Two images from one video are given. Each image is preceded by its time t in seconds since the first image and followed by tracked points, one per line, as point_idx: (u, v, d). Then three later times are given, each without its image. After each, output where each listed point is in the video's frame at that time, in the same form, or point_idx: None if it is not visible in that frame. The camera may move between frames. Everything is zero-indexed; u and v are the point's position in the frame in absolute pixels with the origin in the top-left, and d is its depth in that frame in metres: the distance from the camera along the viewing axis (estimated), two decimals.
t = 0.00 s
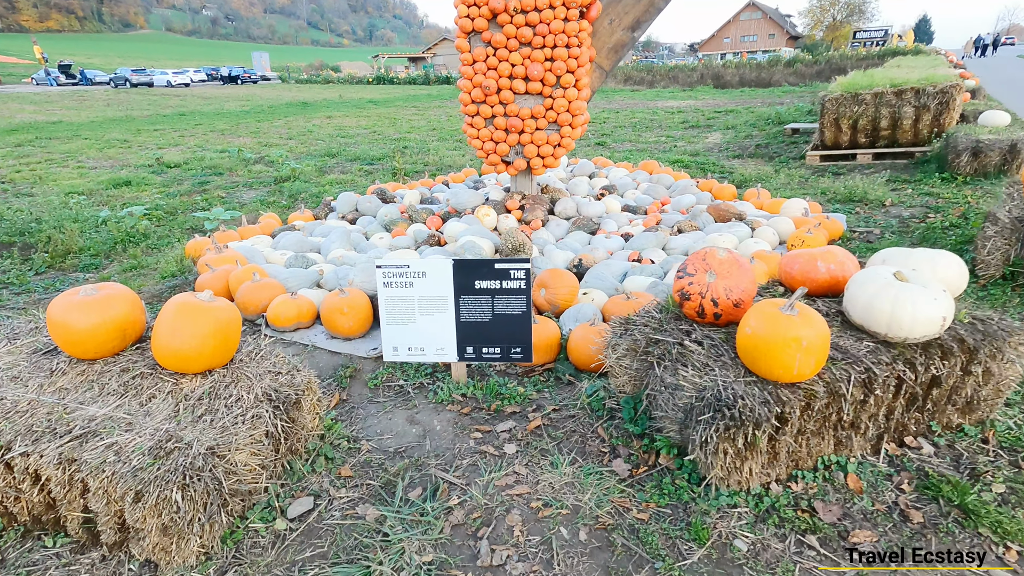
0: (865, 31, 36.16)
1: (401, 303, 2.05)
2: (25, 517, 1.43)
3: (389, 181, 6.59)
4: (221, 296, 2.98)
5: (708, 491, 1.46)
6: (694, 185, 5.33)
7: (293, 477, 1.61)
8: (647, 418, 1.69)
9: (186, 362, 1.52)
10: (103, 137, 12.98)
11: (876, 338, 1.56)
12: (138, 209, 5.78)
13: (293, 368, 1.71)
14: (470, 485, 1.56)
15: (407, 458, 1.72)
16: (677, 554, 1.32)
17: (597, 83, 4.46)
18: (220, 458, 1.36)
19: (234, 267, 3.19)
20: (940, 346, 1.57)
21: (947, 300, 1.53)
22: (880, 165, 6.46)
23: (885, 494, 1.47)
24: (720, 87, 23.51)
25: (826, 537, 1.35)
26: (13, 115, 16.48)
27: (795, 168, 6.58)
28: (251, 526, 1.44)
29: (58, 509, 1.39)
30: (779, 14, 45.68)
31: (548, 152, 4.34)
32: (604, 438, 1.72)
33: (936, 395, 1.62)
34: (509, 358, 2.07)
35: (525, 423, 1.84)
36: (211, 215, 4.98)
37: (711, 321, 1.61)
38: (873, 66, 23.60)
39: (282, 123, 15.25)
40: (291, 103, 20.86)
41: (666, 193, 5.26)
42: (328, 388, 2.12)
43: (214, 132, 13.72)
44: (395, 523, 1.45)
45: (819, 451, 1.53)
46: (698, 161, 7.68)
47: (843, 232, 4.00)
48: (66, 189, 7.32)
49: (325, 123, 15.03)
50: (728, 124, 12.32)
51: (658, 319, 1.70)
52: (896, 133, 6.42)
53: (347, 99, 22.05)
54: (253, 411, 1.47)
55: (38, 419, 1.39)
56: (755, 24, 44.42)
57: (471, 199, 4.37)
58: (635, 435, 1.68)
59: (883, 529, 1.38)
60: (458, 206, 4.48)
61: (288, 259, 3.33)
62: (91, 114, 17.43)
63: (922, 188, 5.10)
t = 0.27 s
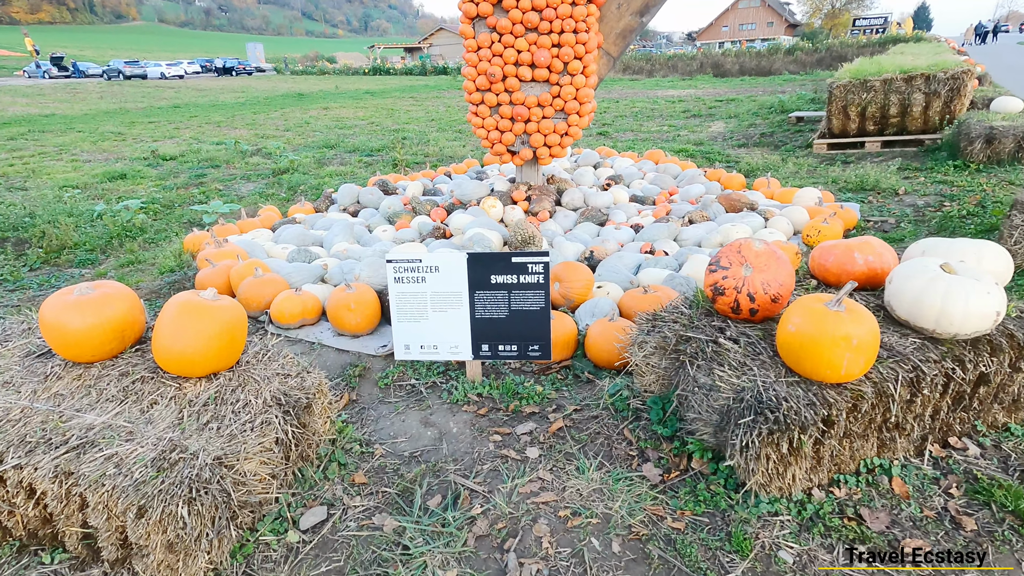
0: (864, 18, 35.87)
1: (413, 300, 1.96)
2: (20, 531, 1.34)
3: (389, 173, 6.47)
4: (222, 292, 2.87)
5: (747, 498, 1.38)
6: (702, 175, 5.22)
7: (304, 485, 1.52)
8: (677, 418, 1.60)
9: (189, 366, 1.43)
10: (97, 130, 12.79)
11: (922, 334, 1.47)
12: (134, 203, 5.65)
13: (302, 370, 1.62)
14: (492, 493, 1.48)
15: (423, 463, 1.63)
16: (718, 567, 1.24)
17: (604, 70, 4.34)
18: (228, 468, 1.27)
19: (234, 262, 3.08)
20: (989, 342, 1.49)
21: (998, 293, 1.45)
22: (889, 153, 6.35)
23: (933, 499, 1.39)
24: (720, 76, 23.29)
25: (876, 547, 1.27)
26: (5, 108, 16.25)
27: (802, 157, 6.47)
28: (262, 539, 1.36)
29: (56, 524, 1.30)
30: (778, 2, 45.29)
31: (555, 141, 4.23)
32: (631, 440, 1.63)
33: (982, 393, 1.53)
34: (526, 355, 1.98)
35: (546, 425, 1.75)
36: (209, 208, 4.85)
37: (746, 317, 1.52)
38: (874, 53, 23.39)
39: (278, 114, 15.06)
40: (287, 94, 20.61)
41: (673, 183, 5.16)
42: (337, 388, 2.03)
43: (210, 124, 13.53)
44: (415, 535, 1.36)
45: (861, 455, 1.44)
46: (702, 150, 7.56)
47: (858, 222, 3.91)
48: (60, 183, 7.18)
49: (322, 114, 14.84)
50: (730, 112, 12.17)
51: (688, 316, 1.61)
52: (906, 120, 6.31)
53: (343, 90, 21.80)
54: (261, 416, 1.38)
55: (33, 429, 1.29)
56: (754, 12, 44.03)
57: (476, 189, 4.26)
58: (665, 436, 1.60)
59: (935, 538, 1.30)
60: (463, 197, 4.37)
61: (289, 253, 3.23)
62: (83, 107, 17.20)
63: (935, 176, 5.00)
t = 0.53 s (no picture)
0: (865, 13, 35.70)
1: (420, 295, 1.87)
2: (6, 541, 1.26)
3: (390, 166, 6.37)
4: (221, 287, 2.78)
5: (778, 504, 1.30)
6: (709, 168, 5.13)
7: (308, 490, 1.44)
8: (699, 419, 1.53)
9: (185, 364, 1.34)
10: (93, 122, 12.64)
11: (962, 331, 1.40)
12: (130, 195, 5.54)
13: (305, 368, 1.54)
14: (507, 499, 1.40)
15: (433, 466, 1.55)
16: None
17: (611, 60, 4.24)
18: (228, 473, 1.19)
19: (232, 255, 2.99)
20: None
21: None
22: (896, 147, 6.27)
23: (972, 506, 1.31)
24: (721, 70, 23.14)
25: (916, 558, 1.20)
26: None
27: (808, 150, 6.38)
28: (264, 548, 1.28)
29: (44, 533, 1.22)
30: None
31: (561, 133, 4.14)
32: (650, 442, 1.55)
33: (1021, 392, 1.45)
34: (538, 353, 1.89)
35: (561, 425, 1.67)
36: (207, 201, 4.76)
37: (774, 313, 1.44)
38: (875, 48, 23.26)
39: (276, 108, 14.91)
40: (285, 88, 20.43)
41: (679, 176, 5.07)
42: (341, 386, 1.95)
43: (207, 117, 13.38)
44: (426, 544, 1.29)
45: (897, 458, 1.37)
46: (707, 144, 7.46)
47: (869, 216, 3.82)
48: (55, 175, 7.06)
49: (320, 108, 14.70)
50: (732, 106, 12.06)
51: (712, 312, 1.53)
52: (914, 113, 6.22)
53: (341, 84, 21.61)
54: (263, 418, 1.30)
55: (19, 433, 1.21)
56: (754, 6, 43.78)
57: (479, 182, 4.16)
58: (687, 438, 1.52)
59: (978, 547, 1.22)
60: (466, 190, 4.27)
61: (290, 246, 3.14)
62: (79, 100, 17.02)
63: (945, 169, 4.92)
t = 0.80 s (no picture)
0: (868, 10, 35.50)
1: (422, 291, 1.78)
2: None
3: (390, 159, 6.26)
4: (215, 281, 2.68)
5: (805, 518, 1.21)
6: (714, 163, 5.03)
7: (301, 499, 1.35)
8: (718, 425, 1.44)
9: (171, 364, 1.24)
10: (89, 114, 12.49)
11: (1002, 334, 1.31)
12: (125, 187, 5.43)
13: (299, 369, 1.44)
14: (514, 510, 1.31)
15: (434, 473, 1.46)
16: None
17: (617, 52, 4.16)
18: (213, 484, 1.10)
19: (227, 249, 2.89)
20: None
21: None
22: (904, 143, 6.17)
23: (1014, 521, 1.22)
24: (722, 66, 22.98)
25: None
26: None
27: (815, 147, 6.29)
28: (253, 564, 1.19)
29: (15, 547, 1.12)
30: None
31: (565, 126, 4.04)
32: (665, 449, 1.47)
33: None
34: (545, 353, 1.80)
35: (570, 430, 1.58)
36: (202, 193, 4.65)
37: (801, 313, 1.35)
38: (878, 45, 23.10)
39: (275, 101, 14.77)
40: (284, 81, 20.26)
41: (685, 171, 4.97)
42: (338, 387, 1.86)
43: (205, 110, 13.24)
44: (428, 560, 1.20)
45: (932, 470, 1.28)
46: (711, 139, 7.36)
47: (880, 213, 3.73)
48: (49, 167, 6.95)
49: (320, 101, 14.56)
50: (735, 102, 11.95)
51: (733, 312, 1.43)
52: (922, 109, 6.12)
53: (341, 78, 21.45)
54: (253, 424, 1.21)
55: None
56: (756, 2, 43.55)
57: (482, 176, 4.06)
58: (705, 446, 1.43)
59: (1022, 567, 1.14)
60: (468, 184, 4.18)
61: (286, 240, 3.04)
62: (76, 92, 16.85)
63: (955, 166, 4.82)
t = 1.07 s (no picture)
0: (871, 8, 35.28)
1: (418, 289, 1.66)
2: None
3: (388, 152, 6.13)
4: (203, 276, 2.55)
5: (838, 546, 1.10)
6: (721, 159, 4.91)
7: (283, 516, 1.24)
8: (738, 438, 1.32)
9: (137, 369, 1.13)
10: (84, 104, 12.32)
11: None
12: (116, 178, 5.29)
13: (283, 373, 1.33)
14: (516, 532, 1.20)
15: (429, 487, 1.35)
16: None
17: (623, 42, 4.05)
18: (182, 504, 0.99)
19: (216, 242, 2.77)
20: None
21: None
22: (913, 141, 6.04)
23: None
24: (725, 63, 22.80)
25: None
26: None
27: (822, 143, 6.16)
28: None
29: None
30: None
31: (569, 118, 3.92)
32: (680, 463, 1.35)
33: None
34: (549, 356, 1.69)
35: (576, 441, 1.46)
36: (195, 185, 4.52)
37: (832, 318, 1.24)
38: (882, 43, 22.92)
39: (273, 93, 14.60)
40: (283, 73, 20.06)
41: (690, 167, 4.85)
42: (328, 390, 1.75)
43: (202, 101, 13.07)
44: None
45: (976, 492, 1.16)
46: (715, 135, 7.23)
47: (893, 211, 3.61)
48: (40, 157, 6.80)
49: (319, 93, 14.40)
50: (739, 99, 11.81)
51: (756, 315, 1.32)
52: (932, 106, 6.00)
53: (340, 70, 21.25)
54: (228, 435, 1.09)
55: None
56: None
57: (482, 169, 3.93)
58: (724, 460, 1.31)
59: None
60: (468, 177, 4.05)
61: (279, 233, 2.92)
62: (72, 82, 16.65)
63: (967, 165, 4.70)
